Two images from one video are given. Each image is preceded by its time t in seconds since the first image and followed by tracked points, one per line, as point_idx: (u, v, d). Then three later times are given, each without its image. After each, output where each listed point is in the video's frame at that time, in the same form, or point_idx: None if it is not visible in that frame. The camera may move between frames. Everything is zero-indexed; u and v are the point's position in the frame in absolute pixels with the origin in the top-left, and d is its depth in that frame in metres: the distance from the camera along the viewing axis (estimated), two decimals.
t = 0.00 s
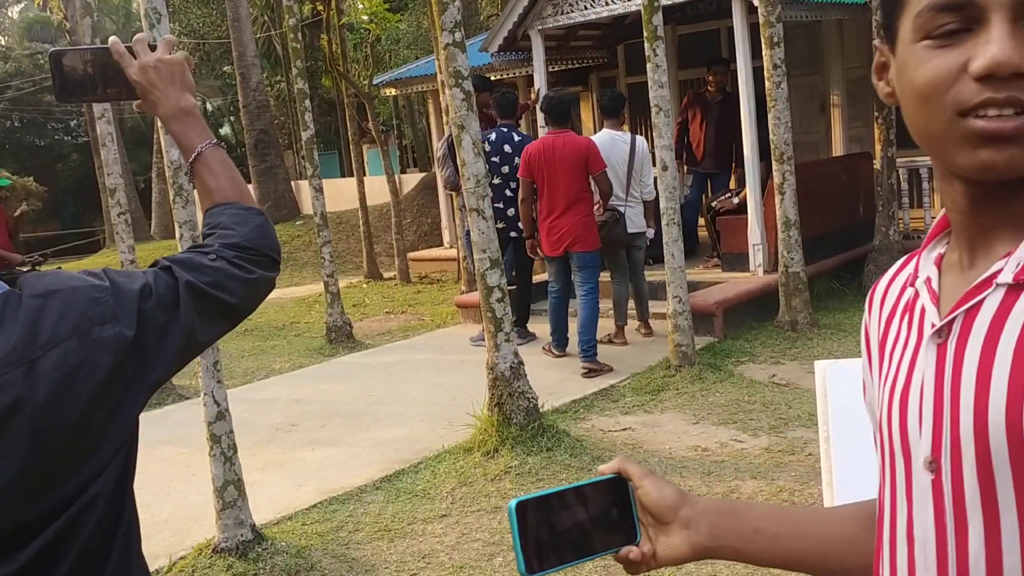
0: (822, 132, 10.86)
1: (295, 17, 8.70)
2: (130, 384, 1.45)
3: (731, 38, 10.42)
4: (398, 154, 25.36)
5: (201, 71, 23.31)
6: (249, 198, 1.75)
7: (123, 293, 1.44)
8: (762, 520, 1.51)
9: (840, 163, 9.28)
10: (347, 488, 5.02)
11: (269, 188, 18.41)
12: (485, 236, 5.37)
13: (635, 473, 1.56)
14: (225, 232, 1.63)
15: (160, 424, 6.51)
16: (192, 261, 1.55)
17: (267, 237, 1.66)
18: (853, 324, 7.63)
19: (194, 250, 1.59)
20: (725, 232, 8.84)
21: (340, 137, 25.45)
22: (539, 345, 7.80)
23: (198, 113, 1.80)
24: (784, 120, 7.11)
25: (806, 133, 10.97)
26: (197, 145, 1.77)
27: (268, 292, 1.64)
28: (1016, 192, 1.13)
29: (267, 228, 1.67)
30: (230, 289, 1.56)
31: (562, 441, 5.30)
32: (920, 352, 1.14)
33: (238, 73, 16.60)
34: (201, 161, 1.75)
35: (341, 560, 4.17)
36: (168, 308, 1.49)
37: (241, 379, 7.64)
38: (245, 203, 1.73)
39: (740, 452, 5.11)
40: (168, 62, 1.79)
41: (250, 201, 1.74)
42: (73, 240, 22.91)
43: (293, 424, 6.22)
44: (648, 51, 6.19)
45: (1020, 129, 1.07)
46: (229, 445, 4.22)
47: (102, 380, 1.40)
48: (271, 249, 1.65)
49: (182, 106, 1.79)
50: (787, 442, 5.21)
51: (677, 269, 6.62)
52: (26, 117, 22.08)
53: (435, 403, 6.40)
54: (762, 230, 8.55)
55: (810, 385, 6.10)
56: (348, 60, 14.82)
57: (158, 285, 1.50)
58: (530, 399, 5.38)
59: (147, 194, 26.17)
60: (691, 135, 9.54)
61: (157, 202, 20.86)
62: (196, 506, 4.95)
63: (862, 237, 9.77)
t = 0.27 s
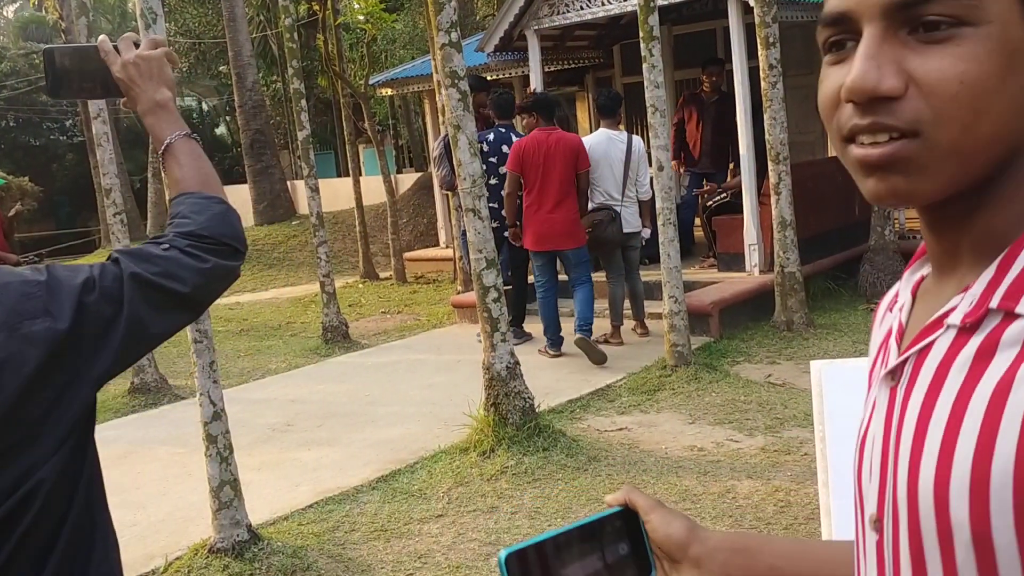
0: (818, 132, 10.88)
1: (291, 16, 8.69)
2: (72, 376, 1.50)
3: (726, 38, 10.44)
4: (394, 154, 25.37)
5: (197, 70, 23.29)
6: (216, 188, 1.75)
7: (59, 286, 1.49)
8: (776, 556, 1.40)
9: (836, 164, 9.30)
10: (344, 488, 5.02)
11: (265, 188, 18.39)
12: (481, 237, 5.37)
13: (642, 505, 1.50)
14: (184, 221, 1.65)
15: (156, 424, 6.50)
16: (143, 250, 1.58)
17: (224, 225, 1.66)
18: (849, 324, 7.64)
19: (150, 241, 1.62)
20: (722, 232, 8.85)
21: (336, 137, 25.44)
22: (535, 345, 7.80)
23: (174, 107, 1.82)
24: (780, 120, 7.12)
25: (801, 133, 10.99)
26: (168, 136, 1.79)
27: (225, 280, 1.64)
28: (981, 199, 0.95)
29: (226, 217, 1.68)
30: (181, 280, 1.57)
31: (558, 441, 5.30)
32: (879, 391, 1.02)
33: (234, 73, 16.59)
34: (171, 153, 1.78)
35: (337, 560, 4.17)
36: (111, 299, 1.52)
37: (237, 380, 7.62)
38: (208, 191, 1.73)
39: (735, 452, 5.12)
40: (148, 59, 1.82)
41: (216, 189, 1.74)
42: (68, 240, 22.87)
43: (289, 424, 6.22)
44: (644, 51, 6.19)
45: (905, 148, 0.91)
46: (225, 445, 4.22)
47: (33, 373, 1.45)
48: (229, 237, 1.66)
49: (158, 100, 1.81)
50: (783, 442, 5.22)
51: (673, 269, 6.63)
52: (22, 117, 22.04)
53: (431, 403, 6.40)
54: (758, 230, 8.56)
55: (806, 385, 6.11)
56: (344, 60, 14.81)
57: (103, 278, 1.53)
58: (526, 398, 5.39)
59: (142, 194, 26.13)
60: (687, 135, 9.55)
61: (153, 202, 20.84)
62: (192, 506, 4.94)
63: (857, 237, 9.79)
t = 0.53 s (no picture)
0: (815, 132, 10.89)
1: (289, 16, 8.69)
2: None
3: (724, 38, 10.45)
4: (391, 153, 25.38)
5: (195, 70, 23.30)
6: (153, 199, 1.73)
7: None
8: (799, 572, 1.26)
9: (833, 164, 9.30)
10: (341, 487, 5.02)
11: (262, 188, 18.38)
12: (479, 236, 5.38)
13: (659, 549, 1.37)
14: (111, 229, 1.63)
15: (154, 424, 6.49)
16: (62, 260, 1.57)
17: (149, 235, 1.64)
18: (846, 324, 7.65)
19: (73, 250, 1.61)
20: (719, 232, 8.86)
21: (334, 136, 25.45)
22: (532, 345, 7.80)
23: (127, 113, 1.83)
24: (777, 120, 7.12)
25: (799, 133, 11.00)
26: (114, 141, 1.79)
27: (147, 290, 1.62)
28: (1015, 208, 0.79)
29: (152, 226, 1.66)
30: (98, 288, 1.55)
31: (556, 441, 5.30)
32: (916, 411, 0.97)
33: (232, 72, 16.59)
34: (112, 158, 1.76)
35: (335, 560, 4.17)
36: (23, 309, 1.52)
37: (235, 379, 7.62)
38: (142, 199, 1.71)
39: (733, 452, 5.12)
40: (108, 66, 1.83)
41: (152, 199, 1.73)
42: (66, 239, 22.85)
43: (287, 424, 6.22)
44: (642, 51, 6.19)
45: (892, 156, 0.76)
46: (223, 445, 4.22)
47: None
48: (155, 246, 1.63)
49: (113, 107, 1.82)
50: (781, 442, 5.23)
51: (670, 269, 6.63)
52: (19, 116, 22.02)
53: (429, 403, 6.40)
54: (755, 230, 8.57)
55: (803, 385, 6.12)
56: (342, 60, 14.82)
57: (17, 287, 1.53)
58: (524, 398, 5.40)
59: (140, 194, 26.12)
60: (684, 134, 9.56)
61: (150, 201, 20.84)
62: (190, 506, 4.93)
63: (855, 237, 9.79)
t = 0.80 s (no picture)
0: (814, 132, 10.90)
1: (288, 15, 8.69)
2: None
3: (723, 38, 10.45)
4: (389, 153, 25.41)
5: (193, 69, 23.27)
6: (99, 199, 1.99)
7: None
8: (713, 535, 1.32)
9: (832, 164, 9.30)
10: (341, 486, 5.02)
11: (261, 187, 18.38)
12: (478, 236, 5.38)
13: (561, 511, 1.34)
14: (56, 227, 1.87)
15: (153, 423, 6.49)
16: (9, 258, 1.78)
17: (93, 235, 1.89)
18: (844, 323, 7.65)
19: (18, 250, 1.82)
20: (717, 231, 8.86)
21: (333, 136, 25.46)
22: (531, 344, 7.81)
23: (80, 121, 2.10)
24: (776, 120, 7.12)
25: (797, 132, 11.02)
26: (67, 145, 2.06)
27: (87, 286, 1.85)
28: None
29: (97, 227, 1.91)
30: (40, 288, 1.77)
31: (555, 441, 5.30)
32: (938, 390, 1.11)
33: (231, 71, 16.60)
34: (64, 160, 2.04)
35: (334, 559, 4.17)
36: None
37: (234, 378, 7.63)
38: (88, 202, 1.97)
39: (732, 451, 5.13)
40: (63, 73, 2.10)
41: (98, 202, 1.98)
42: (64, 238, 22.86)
43: (286, 423, 6.22)
44: (641, 50, 6.19)
45: (958, 130, 0.80)
46: (221, 444, 4.22)
47: None
48: (97, 245, 1.88)
49: (63, 112, 2.09)
50: (781, 441, 5.23)
51: (669, 268, 6.63)
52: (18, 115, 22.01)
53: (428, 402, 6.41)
54: (755, 229, 8.57)
55: (802, 384, 6.13)
56: (341, 59, 14.81)
57: None
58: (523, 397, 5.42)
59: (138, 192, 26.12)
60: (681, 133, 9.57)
61: (149, 201, 20.85)
62: (190, 505, 4.93)
63: (853, 237, 9.80)
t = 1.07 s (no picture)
0: (814, 130, 10.86)
1: (285, 12, 8.62)
2: None
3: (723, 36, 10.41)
4: (387, 151, 25.35)
5: (190, 67, 23.19)
6: (67, 194, 2.26)
7: None
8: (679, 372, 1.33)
9: (833, 163, 9.25)
10: (338, 487, 4.97)
11: (258, 186, 18.29)
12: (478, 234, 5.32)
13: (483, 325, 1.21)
14: (28, 226, 2.16)
15: (149, 423, 6.44)
16: None
17: (60, 231, 2.18)
18: (846, 323, 7.61)
19: None
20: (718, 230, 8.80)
21: (330, 134, 25.39)
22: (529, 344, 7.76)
23: (50, 119, 2.32)
24: (778, 118, 7.07)
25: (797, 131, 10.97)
26: (38, 145, 2.29)
27: (54, 281, 2.15)
28: None
29: (63, 223, 2.20)
30: (10, 284, 2.08)
31: (554, 441, 5.25)
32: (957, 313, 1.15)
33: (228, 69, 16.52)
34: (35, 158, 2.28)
35: (331, 560, 4.12)
36: None
37: (231, 378, 7.57)
38: (57, 199, 2.24)
39: (735, 452, 5.08)
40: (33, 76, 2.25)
41: (66, 199, 2.26)
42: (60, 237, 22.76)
43: (283, 423, 6.17)
44: (642, 47, 6.13)
45: (958, 108, 0.88)
46: (218, 445, 4.17)
47: None
48: (63, 241, 2.18)
49: (34, 111, 2.30)
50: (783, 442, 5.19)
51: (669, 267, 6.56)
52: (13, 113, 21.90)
53: (427, 402, 6.36)
54: (755, 228, 8.51)
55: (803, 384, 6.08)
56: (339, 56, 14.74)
57: None
58: (522, 397, 5.38)
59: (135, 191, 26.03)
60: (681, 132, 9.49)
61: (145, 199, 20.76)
62: (186, 506, 4.88)
63: (854, 236, 9.75)
